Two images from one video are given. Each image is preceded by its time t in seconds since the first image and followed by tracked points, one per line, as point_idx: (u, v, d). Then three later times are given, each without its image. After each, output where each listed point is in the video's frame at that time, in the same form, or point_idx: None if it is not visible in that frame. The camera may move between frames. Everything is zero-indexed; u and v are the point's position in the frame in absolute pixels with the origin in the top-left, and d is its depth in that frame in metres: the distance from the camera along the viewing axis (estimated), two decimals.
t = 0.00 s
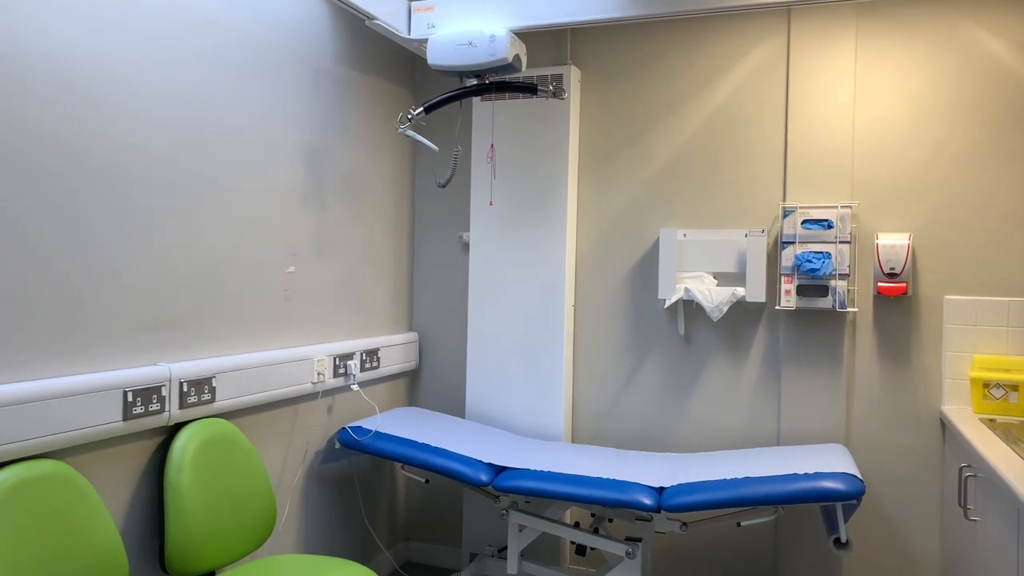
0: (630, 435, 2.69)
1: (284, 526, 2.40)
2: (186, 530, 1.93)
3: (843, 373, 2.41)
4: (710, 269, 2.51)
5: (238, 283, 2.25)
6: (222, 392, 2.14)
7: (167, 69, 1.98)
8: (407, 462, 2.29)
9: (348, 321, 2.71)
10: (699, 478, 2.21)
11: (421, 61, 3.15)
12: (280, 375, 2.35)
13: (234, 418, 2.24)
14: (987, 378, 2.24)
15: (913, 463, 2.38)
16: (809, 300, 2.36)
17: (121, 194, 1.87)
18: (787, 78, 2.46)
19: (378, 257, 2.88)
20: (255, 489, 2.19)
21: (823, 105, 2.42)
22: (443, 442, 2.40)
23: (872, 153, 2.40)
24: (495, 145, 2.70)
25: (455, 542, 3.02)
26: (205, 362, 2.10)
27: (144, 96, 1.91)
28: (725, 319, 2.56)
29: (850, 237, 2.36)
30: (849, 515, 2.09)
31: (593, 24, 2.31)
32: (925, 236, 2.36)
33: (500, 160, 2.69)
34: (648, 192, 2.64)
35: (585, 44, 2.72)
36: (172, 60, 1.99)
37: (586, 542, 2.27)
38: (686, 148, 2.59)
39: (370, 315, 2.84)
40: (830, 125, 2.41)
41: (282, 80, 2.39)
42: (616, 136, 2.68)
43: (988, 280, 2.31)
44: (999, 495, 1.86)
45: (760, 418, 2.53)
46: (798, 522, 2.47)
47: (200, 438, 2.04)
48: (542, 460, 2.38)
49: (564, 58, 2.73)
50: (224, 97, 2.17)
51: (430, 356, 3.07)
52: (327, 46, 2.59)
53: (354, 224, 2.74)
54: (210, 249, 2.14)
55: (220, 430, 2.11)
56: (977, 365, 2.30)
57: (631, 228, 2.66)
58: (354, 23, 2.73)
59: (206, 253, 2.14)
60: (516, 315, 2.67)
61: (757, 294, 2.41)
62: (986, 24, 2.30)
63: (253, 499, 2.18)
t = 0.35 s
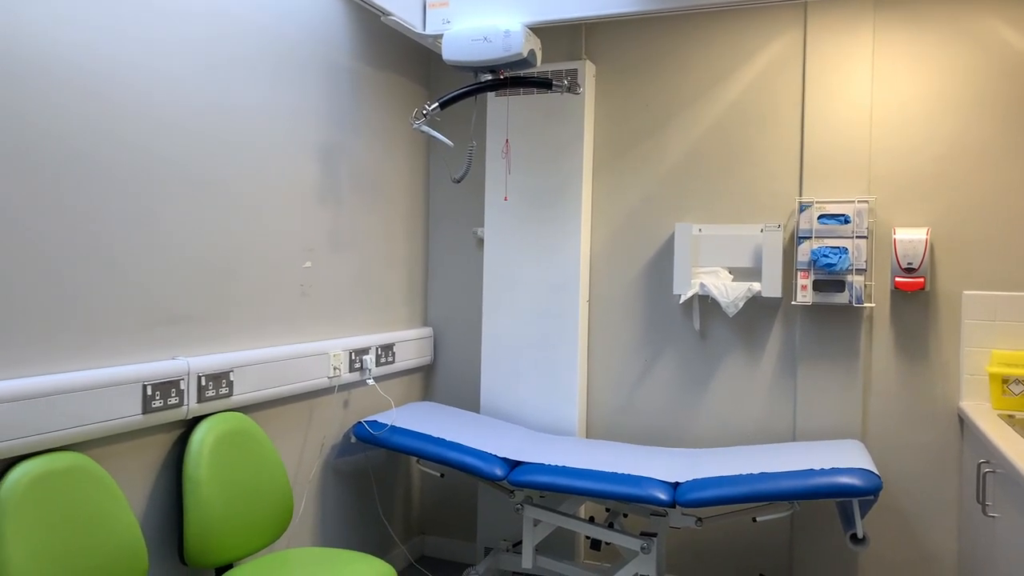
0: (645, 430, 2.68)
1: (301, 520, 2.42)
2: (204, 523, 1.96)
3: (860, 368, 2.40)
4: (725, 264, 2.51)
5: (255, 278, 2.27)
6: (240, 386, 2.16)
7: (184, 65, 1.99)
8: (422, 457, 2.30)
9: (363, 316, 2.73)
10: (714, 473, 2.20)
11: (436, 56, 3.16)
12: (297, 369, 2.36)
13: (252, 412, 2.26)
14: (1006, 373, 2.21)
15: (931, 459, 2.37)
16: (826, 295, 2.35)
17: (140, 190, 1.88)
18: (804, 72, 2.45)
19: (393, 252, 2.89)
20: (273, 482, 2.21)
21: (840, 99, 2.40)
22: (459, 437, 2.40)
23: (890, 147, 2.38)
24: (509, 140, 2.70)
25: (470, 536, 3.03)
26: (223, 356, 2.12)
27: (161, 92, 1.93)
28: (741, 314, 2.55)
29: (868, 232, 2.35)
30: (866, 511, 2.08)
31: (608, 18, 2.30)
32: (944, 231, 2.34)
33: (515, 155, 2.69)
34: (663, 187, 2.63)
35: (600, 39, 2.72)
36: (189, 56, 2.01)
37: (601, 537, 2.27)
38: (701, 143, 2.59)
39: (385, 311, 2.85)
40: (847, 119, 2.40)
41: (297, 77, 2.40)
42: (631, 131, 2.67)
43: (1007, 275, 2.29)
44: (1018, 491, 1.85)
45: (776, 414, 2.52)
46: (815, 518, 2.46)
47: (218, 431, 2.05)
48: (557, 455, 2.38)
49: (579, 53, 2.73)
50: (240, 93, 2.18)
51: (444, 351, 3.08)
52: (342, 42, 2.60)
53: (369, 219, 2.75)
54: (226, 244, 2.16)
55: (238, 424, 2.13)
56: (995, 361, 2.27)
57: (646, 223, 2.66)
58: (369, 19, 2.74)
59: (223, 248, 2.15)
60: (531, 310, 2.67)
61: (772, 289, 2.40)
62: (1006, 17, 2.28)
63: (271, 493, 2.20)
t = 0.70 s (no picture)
0: (661, 425, 2.68)
1: (318, 513, 2.44)
2: (221, 516, 1.98)
3: (878, 364, 2.39)
4: (742, 259, 2.50)
5: (272, 273, 2.28)
6: (258, 380, 2.18)
7: (201, 61, 2.01)
8: (438, 451, 2.30)
9: (379, 311, 2.74)
10: (730, 468, 2.20)
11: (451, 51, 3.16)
12: (314, 363, 2.38)
13: (270, 405, 2.28)
14: None
15: (949, 455, 2.35)
16: (843, 291, 2.34)
17: (159, 185, 1.90)
18: (822, 66, 2.44)
19: (408, 247, 2.90)
20: (290, 476, 2.22)
21: (858, 92, 2.39)
22: (474, 431, 2.41)
23: (909, 140, 2.37)
24: (525, 135, 2.70)
25: (485, 530, 3.04)
26: (241, 350, 2.13)
27: (179, 88, 1.94)
28: (757, 309, 2.55)
29: (885, 226, 2.33)
30: (883, 507, 2.07)
31: (623, 12, 2.30)
32: (963, 225, 2.33)
33: (530, 150, 2.69)
34: (679, 183, 2.63)
35: (616, 33, 2.71)
36: (206, 52, 2.02)
37: (617, 532, 2.27)
38: (717, 137, 2.58)
39: (401, 306, 2.86)
40: (865, 112, 2.38)
41: (313, 72, 2.41)
42: (647, 125, 2.67)
43: None
44: None
45: (792, 409, 2.51)
46: (832, 513, 2.45)
47: (236, 425, 2.07)
48: (572, 449, 2.38)
49: (594, 48, 2.72)
50: (257, 88, 2.19)
51: (459, 346, 3.09)
52: (358, 38, 2.61)
53: (385, 214, 2.76)
54: (244, 239, 2.17)
55: (255, 417, 2.15)
56: (1014, 357, 2.24)
57: (661, 218, 2.66)
58: (385, 14, 2.75)
59: (241, 242, 2.17)
60: (546, 305, 2.67)
61: (789, 284, 2.39)
62: None
63: (288, 486, 2.21)
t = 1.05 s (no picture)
0: (676, 419, 2.68)
1: (335, 505, 2.45)
2: (240, 508, 1.99)
3: (895, 359, 2.38)
4: (758, 253, 2.49)
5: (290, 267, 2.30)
6: (275, 373, 2.19)
7: (219, 56, 2.02)
8: (454, 444, 2.31)
9: (395, 305, 2.75)
10: (746, 463, 2.19)
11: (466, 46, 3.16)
12: (331, 357, 2.39)
13: (288, 398, 2.29)
14: None
15: (968, 451, 2.34)
16: (861, 285, 2.33)
17: (179, 179, 1.92)
18: (840, 59, 2.42)
19: (424, 242, 2.91)
20: (308, 468, 2.24)
21: (876, 85, 2.37)
22: (490, 425, 2.42)
23: (928, 133, 2.35)
24: (540, 129, 2.70)
25: (500, 524, 3.05)
26: (259, 343, 2.15)
27: (198, 83, 1.96)
28: (774, 304, 2.54)
29: (904, 220, 2.32)
30: (901, 502, 2.06)
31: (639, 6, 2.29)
32: (982, 219, 2.31)
33: (546, 144, 2.69)
34: (695, 177, 2.62)
35: (632, 27, 2.70)
36: (224, 47, 2.04)
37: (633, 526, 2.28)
38: (734, 132, 2.57)
39: (417, 300, 2.87)
40: (883, 106, 2.37)
41: (330, 67, 2.42)
42: (663, 120, 2.66)
43: None
44: None
45: (809, 404, 2.51)
46: (850, 508, 2.44)
47: (254, 418, 2.09)
48: (588, 443, 2.39)
49: (610, 42, 2.72)
50: (274, 83, 2.21)
51: (475, 341, 3.10)
52: (374, 33, 2.61)
53: (401, 209, 2.77)
54: (262, 234, 2.19)
55: (273, 410, 2.16)
56: None
57: (677, 213, 2.65)
58: (401, 9, 2.75)
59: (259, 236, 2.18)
60: (561, 300, 2.68)
61: (806, 279, 2.38)
62: None
63: (306, 478, 2.23)
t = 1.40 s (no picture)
0: (692, 414, 2.67)
1: (351, 498, 2.47)
2: (258, 499, 2.01)
3: (913, 353, 2.36)
4: (775, 248, 2.48)
5: (307, 261, 2.31)
6: (293, 366, 2.21)
7: (235, 51, 2.03)
8: (470, 437, 2.32)
9: (410, 299, 2.76)
10: (763, 457, 2.19)
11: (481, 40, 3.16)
12: (348, 350, 2.40)
13: (305, 391, 2.31)
14: None
15: (986, 446, 2.32)
16: (878, 279, 2.31)
17: (196, 174, 1.93)
18: (857, 51, 2.41)
19: (439, 237, 2.92)
20: (325, 461, 2.25)
21: (894, 77, 2.35)
22: (505, 419, 2.42)
23: (947, 125, 2.33)
24: (556, 123, 2.70)
25: (515, 518, 3.06)
26: (277, 336, 2.16)
27: (215, 77, 1.97)
28: (790, 298, 2.53)
29: (922, 214, 2.31)
30: (919, 497, 2.04)
31: None
32: (1002, 213, 2.29)
33: (561, 139, 2.69)
34: (711, 171, 2.62)
35: (647, 20, 2.70)
36: (241, 42, 2.05)
37: (648, 520, 2.28)
38: (750, 125, 2.56)
39: (432, 294, 2.88)
40: (901, 98, 2.35)
41: (345, 61, 2.43)
42: (679, 113, 2.65)
43: None
44: None
45: (826, 399, 2.50)
46: (867, 503, 2.43)
47: (272, 410, 2.11)
48: (603, 437, 2.39)
49: (625, 35, 2.71)
50: (290, 77, 2.22)
51: (489, 335, 3.10)
52: (389, 27, 2.62)
53: (416, 204, 2.78)
54: (279, 228, 2.21)
55: (291, 403, 2.18)
56: None
57: (692, 207, 2.65)
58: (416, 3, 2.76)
59: (276, 230, 2.20)
60: (576, 294, 2.68)
61: (823, 273, 2.37)
62: None
63: (323, 471, 2.24)
